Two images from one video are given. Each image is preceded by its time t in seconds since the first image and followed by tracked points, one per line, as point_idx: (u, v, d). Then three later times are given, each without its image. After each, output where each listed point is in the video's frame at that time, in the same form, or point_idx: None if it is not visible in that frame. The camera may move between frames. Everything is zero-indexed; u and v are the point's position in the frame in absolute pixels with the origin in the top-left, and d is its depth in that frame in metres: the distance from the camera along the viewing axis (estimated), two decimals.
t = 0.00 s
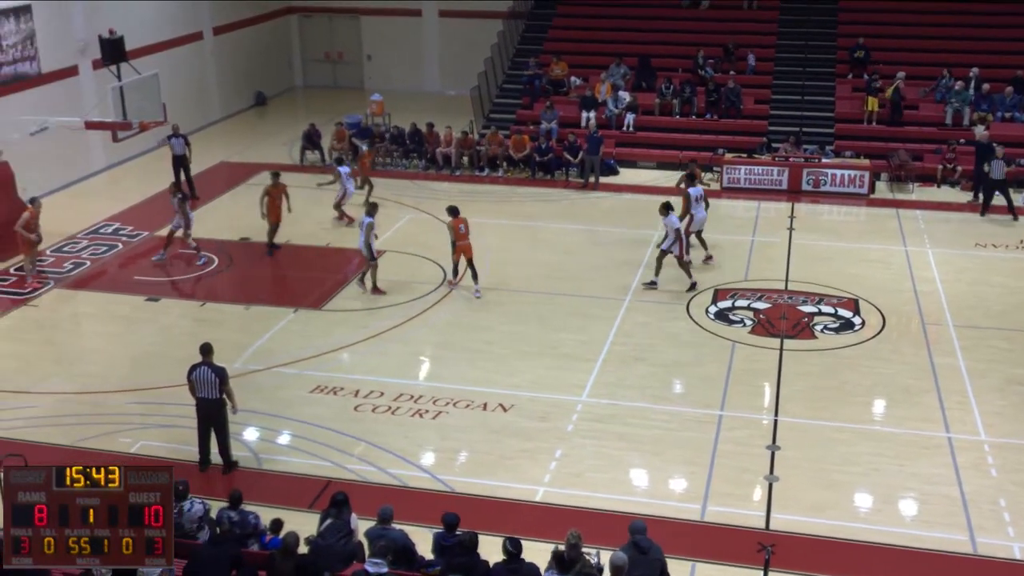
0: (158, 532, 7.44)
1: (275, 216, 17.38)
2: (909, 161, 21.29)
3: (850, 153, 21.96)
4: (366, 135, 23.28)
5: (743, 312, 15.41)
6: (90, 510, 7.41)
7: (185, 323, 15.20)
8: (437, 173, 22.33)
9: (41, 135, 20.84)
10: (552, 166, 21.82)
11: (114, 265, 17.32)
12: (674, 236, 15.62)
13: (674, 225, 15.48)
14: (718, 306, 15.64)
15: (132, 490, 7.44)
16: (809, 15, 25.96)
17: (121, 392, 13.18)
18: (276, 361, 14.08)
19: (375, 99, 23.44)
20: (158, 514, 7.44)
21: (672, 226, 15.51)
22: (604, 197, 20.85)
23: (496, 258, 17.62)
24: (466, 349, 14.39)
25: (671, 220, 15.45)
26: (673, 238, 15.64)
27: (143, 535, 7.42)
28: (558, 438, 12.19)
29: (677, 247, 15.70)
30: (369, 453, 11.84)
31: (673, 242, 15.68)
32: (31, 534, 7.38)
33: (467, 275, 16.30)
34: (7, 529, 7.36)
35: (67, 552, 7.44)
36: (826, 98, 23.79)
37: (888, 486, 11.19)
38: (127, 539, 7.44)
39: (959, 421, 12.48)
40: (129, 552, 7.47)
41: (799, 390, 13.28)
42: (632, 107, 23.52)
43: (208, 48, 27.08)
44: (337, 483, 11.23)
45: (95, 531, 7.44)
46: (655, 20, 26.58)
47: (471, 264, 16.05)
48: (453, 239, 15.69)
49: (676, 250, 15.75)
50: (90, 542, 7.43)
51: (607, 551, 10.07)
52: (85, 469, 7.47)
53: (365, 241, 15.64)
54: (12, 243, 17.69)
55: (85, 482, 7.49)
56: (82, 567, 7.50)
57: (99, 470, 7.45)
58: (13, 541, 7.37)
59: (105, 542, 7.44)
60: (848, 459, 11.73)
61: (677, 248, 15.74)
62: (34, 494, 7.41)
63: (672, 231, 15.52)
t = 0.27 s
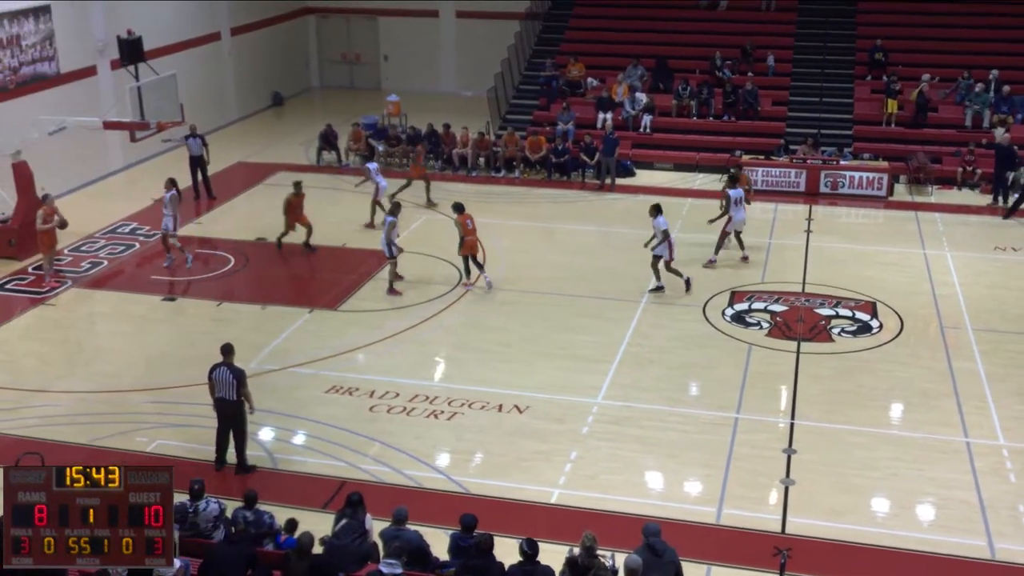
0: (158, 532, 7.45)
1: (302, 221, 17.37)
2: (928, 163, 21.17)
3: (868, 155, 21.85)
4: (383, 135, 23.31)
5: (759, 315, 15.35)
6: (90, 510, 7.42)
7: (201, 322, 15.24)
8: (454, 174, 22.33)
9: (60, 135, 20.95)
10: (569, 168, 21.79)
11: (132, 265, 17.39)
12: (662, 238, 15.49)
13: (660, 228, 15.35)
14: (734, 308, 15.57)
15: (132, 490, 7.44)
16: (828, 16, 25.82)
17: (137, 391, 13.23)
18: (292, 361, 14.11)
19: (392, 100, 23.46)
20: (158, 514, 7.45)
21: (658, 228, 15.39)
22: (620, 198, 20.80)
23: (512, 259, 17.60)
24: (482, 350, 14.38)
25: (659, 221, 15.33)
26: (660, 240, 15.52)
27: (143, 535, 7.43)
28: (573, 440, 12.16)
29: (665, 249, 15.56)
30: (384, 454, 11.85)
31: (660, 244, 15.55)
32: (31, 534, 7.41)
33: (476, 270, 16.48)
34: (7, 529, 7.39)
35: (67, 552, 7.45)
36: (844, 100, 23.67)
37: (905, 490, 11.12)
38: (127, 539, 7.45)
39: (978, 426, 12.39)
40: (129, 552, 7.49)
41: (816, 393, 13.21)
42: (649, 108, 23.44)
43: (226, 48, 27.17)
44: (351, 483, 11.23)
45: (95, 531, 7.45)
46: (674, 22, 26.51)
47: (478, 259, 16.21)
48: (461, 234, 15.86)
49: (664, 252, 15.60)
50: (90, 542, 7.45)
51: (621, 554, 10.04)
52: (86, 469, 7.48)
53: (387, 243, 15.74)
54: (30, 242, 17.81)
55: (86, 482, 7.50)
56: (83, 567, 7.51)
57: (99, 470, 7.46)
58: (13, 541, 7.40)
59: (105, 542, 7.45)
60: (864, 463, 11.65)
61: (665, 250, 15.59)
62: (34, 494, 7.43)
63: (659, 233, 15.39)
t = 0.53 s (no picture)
0: (158, 532, 7.41)
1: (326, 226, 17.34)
2: (948, 165, 21.01)
3: (886, 157, 21.70)
4: (398, 136, 23.26)
5: (776, 317, 15.23)
6: (90, 510, 7.37)
7: (215, 322, 15.22)
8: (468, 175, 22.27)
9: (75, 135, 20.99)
10: (584, 169, 21.70)
11: (146, 265, 17.39)
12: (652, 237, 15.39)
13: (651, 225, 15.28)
14: (750, 311, 15.46)
15: (132, 489, 7.41)
16: (847, 16, 25.65)
17: (150, 391, 13.21)
18: (306, 361, 14.06)
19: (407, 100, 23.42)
20: (158, 514, 7.42)
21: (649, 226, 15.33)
22: (636, 200, 20.70)
23: (526, 260, 17.52)
24: (496, 352, 14.30)
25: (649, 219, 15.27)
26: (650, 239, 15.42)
27: (143, 535, 7.39)
28: (587, 442, 12.08)
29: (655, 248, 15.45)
30: (398, 455, 11.79)
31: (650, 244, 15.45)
32: (31, 534, 7.34)
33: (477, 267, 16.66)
34: (7, 529, 7.32)
35: (67, 552, 7.40)
36: (863, 101, 23.53)
37: (923, 495, 10.99)
38: (127, 539, 7.41)
39: (997, 430, 12.25)
40: (129, 552, 7.44)
41: (833, 397, 13.09)
42: (665, 109, 23.33)
43: (242, 48, 27.19)
44: (364, 485, 11.17)
45: (95, 531, 7.40)
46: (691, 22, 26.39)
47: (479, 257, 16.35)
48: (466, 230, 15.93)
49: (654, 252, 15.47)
50: (90, 542, 7.39)
51: (636, 557, 9.94)
52: (86, 468, 7.45)
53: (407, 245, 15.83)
54: (45, 241, 17.83)
55: (85, 482, 7.47)
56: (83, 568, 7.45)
57: (99, 469, 7.43)
58: (13, 541, 7.33)
59: (105, 542, 7.40)
60: (882, 467, 11.53)
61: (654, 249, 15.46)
62: (34, 494, 7.37)
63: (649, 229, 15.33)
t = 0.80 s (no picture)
0: (158, 532, 7.34)
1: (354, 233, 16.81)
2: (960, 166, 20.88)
3: (898, 157, 21.57)
4: (406, 135, 23.18)
5: (786, 319, 15.12)
6: (90, 510, 7.30)
7: (221, 322, 15.15)
8: (477, 175, 22.20)
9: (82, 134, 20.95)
10: (593, 169, 21.60)
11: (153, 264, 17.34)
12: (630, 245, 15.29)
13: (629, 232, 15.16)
14: (760, 312, 15.36)
15: (132, 490, 7.34)
16: (858, 16, 25.50)
17: (156, 391, 13.15)
18: (313, 362, 13.99)
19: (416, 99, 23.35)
20: (158, 514, 7.34)
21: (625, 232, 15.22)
22: (646, 200, 20.60)
23: (535, 261, 17.43)
24: (504, 353, 14.21)
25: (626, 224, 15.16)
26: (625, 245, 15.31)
27: (143, 535, 7.32)
28: (595, 444, 11.98)
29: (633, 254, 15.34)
30: (405, 457, 11.70)
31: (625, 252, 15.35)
32: (31, 534, 7.27)
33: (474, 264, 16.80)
34: (6, 529, 7.25)
35: (67, 552, 7.32)
36: (875, 100, 23.40)
37: (935, 498, 10.87)
38: (126, 539, 7.34)
39: (1009, 433, 12.13)
40: (129, 552, 7.36)
41: (844, 399, 12.98)
42: (675, 109, 23.23)
43: (249, 47, 27.15)
44: (371, 486, 11.10)
45: (95, 531, 7.33)
46: (702, 22, 26.27)
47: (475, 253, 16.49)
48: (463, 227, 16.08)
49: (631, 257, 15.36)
50: (90, 542, 7.32)
51: (644, 560, 9.84)
52: (86, 468, 7.37)
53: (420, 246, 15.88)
54: (52, 240, 17.78)
55: (85, 482, 7.39)
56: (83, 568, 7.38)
57: (99, 469, 7.35)
58: (13, 541, 7.26)
59: (105, 542, 7.33)
60: (893, 470, 11.42)
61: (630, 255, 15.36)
62: (34, 494, 7.30)
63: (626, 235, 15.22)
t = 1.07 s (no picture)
0: (158, 532, 7.29)
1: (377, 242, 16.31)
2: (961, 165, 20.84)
3: (899, 157, 21.54)
4: (405, 135, 23.13)
5: (787, 319, 15.08)
6: (90, 510, 7.26)
7: (221, 322, 15.11)
8: (477, 175, 22.16)
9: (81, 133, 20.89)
10: (593, 168, 21.56)
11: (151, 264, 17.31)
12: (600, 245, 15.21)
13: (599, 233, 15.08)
14: (761, 312, 15.32)
15: (132, 490, 7.30)
16: (859, 15, 25.46)
17: (156, 391, 13.11)
18: (312, 362, 13.95)
19: (415, 98, 23.25)
20: (159, 514, 7.30)
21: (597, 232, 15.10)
22: (646, 200, 20.57)
23: (534, 261, 17.39)
24: (504, 353, 14.17)
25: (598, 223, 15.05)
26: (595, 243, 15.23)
27: (143, 535, 7.28)
28: (595, 444, 11.94)
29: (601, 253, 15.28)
30: (404, 457, 11.66)
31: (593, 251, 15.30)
32: (31, 534, 7.23)
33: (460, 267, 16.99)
34: (6, 529, 7.20)
35: (67, 552, 7.28)
36: (875, 100, 23.37)
37: (936, 499, 10.84)
38: (127, 539, 7.29)
39: (1010, 434, 12.09)
40: (129, 552, 7.32)
41: (845, 399, 12.94)
42: (675, 108, 23.20)
43: (249, 46, 27.10)
44: (370, 487, 11.06)
45: (95, 531, 7.28)
46: (702, 21, 26.23)
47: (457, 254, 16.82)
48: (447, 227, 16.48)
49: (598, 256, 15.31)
50: (90, 542, 7.28)
51: (645, 561, 9.80)
52: (86, 468, 7.33)
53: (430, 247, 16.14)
54: (51, 240, 17.73)
55: (85, 482, 7.35)
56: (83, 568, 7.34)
57: (99, 469, 7.31)
58: (13, 541, 7.21)
59: (105, 542, 7.28)
60: (894, 470, 11.38)
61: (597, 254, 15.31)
62: (34, 494, 7.26)
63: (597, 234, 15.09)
